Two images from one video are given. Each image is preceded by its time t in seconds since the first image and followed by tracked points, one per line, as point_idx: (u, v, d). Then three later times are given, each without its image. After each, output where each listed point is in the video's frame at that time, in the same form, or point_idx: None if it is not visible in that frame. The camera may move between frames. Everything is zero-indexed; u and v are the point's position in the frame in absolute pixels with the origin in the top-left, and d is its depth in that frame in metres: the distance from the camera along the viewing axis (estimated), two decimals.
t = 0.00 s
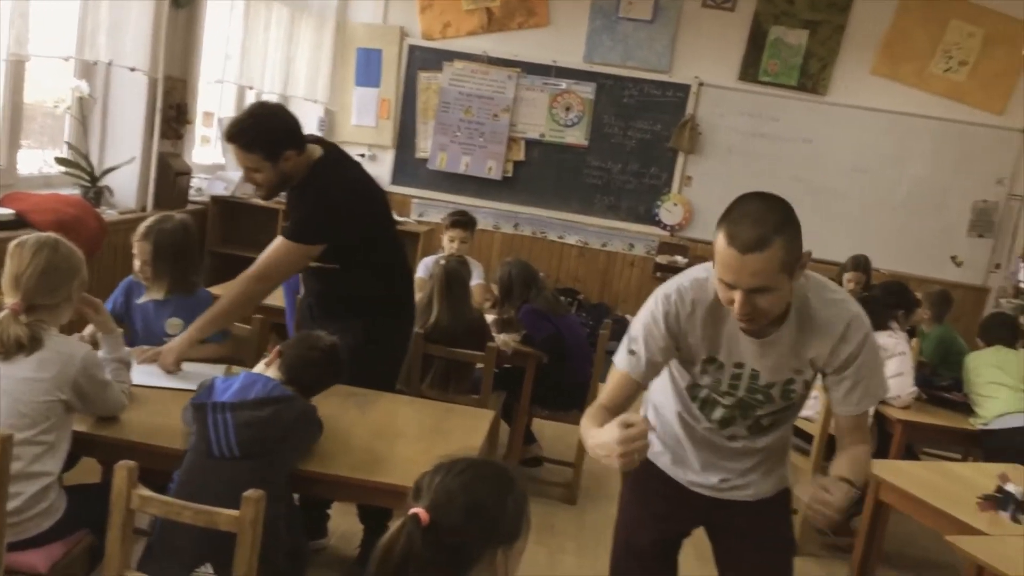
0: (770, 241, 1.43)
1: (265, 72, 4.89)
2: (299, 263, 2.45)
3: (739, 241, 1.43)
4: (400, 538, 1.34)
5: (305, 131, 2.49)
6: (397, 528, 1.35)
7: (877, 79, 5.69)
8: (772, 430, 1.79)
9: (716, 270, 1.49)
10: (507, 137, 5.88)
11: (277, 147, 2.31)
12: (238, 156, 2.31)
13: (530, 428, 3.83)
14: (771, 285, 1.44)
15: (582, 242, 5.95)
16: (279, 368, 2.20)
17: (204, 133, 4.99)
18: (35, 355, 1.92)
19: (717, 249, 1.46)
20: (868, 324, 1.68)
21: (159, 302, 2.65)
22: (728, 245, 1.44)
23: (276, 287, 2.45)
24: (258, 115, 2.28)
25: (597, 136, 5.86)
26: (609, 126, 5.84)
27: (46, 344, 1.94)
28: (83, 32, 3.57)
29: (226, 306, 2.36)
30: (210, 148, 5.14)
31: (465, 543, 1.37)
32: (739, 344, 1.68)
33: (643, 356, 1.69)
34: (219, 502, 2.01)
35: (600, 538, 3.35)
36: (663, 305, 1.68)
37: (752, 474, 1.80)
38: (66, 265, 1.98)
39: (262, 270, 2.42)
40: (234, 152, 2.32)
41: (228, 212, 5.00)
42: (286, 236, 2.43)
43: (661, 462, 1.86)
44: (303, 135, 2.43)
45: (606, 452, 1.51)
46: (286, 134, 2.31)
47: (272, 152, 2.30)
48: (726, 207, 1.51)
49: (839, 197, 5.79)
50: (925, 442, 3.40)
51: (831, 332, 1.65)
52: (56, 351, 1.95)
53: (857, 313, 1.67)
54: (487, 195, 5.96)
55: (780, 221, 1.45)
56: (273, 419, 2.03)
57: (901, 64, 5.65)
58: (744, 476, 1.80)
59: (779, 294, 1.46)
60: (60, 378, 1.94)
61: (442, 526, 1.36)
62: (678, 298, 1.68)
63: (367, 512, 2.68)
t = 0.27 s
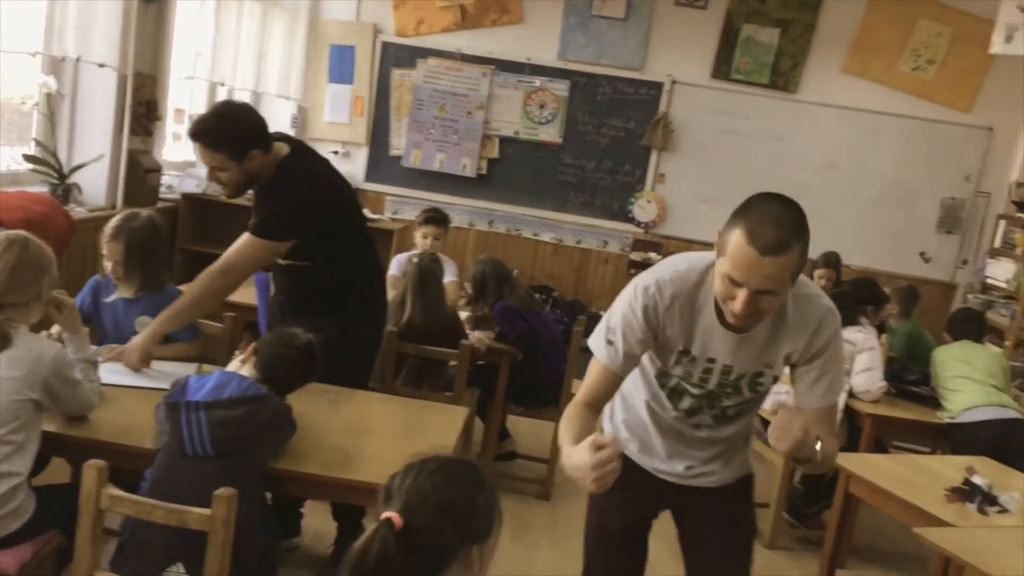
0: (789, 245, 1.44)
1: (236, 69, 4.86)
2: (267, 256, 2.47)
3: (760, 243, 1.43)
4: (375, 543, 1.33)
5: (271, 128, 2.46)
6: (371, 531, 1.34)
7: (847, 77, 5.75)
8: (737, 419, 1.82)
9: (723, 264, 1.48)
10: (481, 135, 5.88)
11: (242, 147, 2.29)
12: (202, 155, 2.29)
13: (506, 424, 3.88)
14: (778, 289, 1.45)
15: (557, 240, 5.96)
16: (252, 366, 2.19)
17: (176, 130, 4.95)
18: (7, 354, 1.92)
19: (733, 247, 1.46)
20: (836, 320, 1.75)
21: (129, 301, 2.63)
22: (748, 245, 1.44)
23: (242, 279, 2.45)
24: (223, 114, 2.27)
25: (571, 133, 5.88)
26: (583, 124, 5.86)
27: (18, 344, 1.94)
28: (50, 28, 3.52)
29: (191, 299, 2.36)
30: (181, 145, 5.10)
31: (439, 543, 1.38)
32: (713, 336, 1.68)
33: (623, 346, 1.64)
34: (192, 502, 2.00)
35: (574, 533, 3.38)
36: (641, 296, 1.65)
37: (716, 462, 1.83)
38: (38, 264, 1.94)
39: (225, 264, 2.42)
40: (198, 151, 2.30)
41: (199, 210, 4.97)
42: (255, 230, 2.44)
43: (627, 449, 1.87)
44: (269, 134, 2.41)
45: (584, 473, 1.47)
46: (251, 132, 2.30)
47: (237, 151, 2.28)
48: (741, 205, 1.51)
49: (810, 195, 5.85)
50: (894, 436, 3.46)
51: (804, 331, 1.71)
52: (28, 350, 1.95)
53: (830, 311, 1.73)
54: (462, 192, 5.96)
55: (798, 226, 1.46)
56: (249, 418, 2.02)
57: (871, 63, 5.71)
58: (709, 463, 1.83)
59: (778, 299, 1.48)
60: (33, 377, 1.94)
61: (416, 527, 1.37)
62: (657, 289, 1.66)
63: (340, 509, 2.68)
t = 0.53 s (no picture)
0: (781, 263, 1.45)
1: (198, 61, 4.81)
2: (223, 254, 2.44)
3: (758, 263, 1.43)
4: (337, 544, 1.33)
5: (228, 125, 2.43)
6: (333, 532, 1.33)
7: (809, 72, 5.81)
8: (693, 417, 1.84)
9: (715, 282, 1.48)
10: (447, 128, 5.87)
11: (200, 146, 2.26)
12: (159, 153, 2.26)
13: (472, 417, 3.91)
14: (764, 304, 1.48)
15: (523, 234, 5.96)
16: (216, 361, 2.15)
17: (136, 123, 4.88)
18: None
19: (726, 267, 1.45)
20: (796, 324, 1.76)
21: (88, 295, 2.59)
22: (746, 265, 1.43)
23: (199, 276, 2.44)
24: (181, 112, 2.23)
25: (537, 127, 5.88)
26: (549, 118, 5.87)
27: None
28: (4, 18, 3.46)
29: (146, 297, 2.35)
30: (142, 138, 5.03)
31: (399, 542, 1.38)
32: (674, 342, 1.68)
33: (591, 349, 1.62)
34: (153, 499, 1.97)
35: (540, 526, 3.39)
36: (606, 300, 1.63)
37: (671, 458, 1.85)
38: None
39: (181, 262, 2.40)
40: (155, 149, 2.27)
41: (161, 203, 4.92)
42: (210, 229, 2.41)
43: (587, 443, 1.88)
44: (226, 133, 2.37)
45: (591, 468, 1.46)
46: (208, 130, 2.26)
47: (193, 150, 2.25)
48: (724, 220, 1.49)
49: (774, 189, 5.91)
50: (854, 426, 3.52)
51: (766, 340, 1.73)
52: None
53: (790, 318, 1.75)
54: (428, 186, 5.94)
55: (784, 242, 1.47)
56: (213, 414, 1.99)
57: (832, 59, 5.78)
58: (665, 457, 1.85)
59: (758, 310, 1.52)
60: None
61: (377, 526, 1.36)
62: (621, 296, 1.64)
63: (303, 504, 2.66)
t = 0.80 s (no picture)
0: (719, 258, 1.43)
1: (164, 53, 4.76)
2: (190, 251, 2.41)
3: (689, 259, 1.42)
4: (306, 538, 1.32)
5: (193, 122, 2.37)
6: (301, 528, 1.33)
7: (778, 65, 5.86)
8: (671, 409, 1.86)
9: (658, 284, 1.47)
10: (418, 121, 5.85)
11: (166, 147, 2.20)
12: (124, 153, 2.19)
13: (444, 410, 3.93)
14: (715, 297, 1.46)
15: (495, 227, 5.99)
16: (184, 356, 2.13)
17: (103, 116, 4.82)
18: None
19: (663, 267, 1.45)
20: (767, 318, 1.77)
21: (54, 290, 2.55)
22: (680, 264, 1.43)
23: (166, 273, 2.40)
24: (146, 113, 2.16)
25: (508, 119, 5.88)
26: (520, 111, 5.86)
27: None
28: None
29: (113, 293, 2.32)
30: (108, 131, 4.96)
31: (368, 535, 1.38)
32: (647, 339, 1.70)
33: (578, 350, 1.66)
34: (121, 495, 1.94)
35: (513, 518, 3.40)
36: (582, 300, 1.67)
37: (647, 449, 1.84)
38: None
39: (148, 259, 2.36)
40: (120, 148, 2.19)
41: (129, 197, 4.86)
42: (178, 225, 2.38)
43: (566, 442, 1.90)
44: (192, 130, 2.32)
45: (589, 436, 1.47)
46: (174, 129, 2.21)
47: (160, 151, 2.19)
48: (659, 223, 1.50)
49: (745, 182, 5.96)
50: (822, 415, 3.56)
51: (735, 332, 1.73)
52: None
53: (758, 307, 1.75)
54: (400, 179, 5.92)
55: (720, 236, 1.46)
56: (183, 408, 1.97)
57: (800, 52, 5.83)
58: (641, 450, 1.84)
59: (716, 304, 1.49)
60: None
61: (345, 520, 1.36)
62: (593, 294, 1.67)
63: (273, 499, 2.65)
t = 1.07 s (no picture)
0: (731, 222, 1.41)
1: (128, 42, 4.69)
2: (158, 244, 2.38)
3: (710, 218, 1.38)
4: (273, 528, 1.31)
5: (157, 113, 2.33)
6: (268, 517, 1.31)
7: (747, 53, 5.90)
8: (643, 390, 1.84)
9: (667, 244, 1.42)
10: (388, 111, 5.83)
11: (131, 144, 2.16)
12: (87, 150, 2.15)
13: (417, 398, 3.93)
14: (721, 264, 1.44)
15: (468, 216, 5.98)
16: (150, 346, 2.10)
17: (65, 107, 4.75)
18: None
19: (678, 226, 1.40)
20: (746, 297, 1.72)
21: (17, 283, 2.51)
22: (697, 223, 1.39)
23: (133, 267, 2.37)
24: (108, 110, 2.12)
25: (478, 109, 5.88)
26: (491, 100, 5.86)
27: None
28: None
29: (78, 286, 2.28)
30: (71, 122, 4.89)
31: (336, 524, 1.36)
32: (625, 320, 1.66)
33: (552, 335, 1.63)
34: (87, 488, 1.93)
35: (487, 506, 3.41)
36: (558, 285, 1.62)
37: (623, 434, 1.84)
38: None
39: (115, 251, 2.33)
40: (84, 146, 2.15)
41: (94, 190, 4.81)
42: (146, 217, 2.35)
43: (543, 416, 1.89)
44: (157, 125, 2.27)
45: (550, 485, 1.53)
46: (139, 126, 2.16)
47: (124, 148, 2.15)
48: (669, 184, 1.45)
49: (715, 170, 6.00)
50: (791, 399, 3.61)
51: (714, 313, 1.67)
52: None
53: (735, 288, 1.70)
54: (370, 169, 5.91)
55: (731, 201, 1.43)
56: (150, 399, 1.95)
57: (768, 40, 5.88)
58: (618, 434, 1.84)
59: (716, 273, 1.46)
60: None
61: (313, 510, 1.35)
62: (570, 278, 1.62)
63: (245, 489, 2.64)
